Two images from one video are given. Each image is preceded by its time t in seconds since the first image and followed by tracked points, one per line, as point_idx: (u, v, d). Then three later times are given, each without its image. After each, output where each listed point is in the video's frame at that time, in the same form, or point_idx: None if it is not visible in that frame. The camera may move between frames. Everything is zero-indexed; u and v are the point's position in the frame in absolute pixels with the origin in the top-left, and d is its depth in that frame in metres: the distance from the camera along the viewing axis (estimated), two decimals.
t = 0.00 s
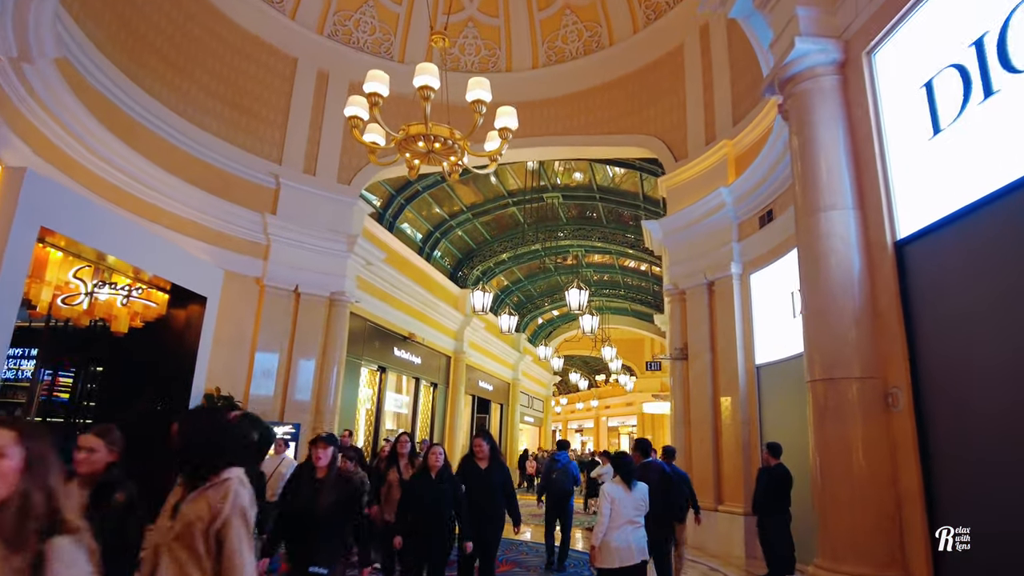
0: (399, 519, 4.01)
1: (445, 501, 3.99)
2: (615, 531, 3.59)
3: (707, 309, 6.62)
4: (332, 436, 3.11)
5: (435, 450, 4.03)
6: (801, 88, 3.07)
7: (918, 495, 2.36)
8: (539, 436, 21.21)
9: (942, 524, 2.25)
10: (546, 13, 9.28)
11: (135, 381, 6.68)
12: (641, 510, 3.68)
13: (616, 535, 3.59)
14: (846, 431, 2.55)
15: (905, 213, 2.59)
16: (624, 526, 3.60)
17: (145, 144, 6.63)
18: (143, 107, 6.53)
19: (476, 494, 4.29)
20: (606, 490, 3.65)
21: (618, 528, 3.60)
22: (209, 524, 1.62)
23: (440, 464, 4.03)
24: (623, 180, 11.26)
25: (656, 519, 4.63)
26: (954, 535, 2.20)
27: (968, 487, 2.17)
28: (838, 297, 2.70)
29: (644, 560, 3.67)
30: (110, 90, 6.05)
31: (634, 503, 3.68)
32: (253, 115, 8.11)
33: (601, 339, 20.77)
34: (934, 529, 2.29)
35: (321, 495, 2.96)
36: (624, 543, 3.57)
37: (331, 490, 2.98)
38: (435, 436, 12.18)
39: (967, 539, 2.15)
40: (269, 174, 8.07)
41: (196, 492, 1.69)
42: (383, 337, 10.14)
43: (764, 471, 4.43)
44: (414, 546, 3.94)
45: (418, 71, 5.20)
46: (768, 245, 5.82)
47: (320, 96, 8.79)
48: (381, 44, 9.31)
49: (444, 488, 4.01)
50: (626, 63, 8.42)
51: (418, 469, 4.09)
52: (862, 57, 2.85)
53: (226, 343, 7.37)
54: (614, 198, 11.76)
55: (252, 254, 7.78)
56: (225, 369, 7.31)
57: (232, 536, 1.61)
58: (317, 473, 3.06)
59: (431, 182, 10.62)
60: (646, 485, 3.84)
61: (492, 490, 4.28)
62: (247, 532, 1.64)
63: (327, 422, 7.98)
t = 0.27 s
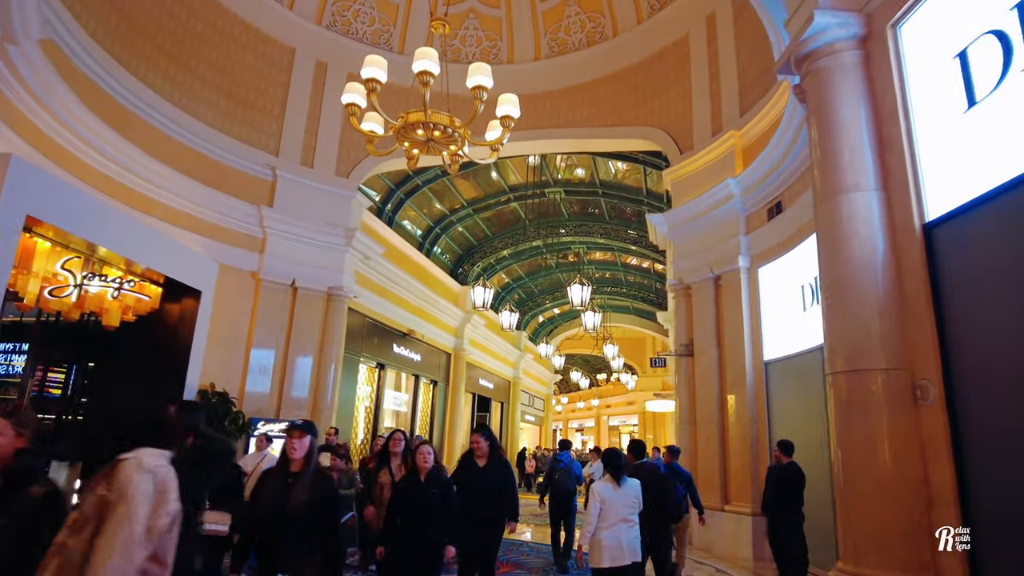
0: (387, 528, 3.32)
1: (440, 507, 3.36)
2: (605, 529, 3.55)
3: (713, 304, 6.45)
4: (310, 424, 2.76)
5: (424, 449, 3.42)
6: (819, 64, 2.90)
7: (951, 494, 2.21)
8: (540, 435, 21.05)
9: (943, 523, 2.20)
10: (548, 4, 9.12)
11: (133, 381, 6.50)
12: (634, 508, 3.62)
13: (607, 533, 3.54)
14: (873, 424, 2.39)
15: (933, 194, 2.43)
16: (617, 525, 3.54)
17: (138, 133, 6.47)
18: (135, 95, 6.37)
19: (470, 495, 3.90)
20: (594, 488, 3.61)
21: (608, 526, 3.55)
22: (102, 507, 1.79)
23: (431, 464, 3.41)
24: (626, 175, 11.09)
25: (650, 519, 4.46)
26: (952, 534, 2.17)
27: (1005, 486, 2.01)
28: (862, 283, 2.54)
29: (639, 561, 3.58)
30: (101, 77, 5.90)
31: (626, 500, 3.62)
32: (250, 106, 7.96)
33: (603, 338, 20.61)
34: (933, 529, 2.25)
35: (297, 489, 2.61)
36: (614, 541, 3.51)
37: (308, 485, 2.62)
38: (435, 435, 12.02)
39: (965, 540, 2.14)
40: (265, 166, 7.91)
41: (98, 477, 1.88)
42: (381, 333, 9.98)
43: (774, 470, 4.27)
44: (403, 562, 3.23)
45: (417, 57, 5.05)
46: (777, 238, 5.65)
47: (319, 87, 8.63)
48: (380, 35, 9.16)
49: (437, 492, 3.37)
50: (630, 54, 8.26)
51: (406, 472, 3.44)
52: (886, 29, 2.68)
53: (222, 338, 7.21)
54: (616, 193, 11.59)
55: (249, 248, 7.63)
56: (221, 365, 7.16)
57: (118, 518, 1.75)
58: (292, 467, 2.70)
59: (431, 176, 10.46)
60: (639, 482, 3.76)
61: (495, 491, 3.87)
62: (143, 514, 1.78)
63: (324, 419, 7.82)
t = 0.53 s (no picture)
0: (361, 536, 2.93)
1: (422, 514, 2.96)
2: (599, 531, 3.40)
3: (717, 302, 6.30)
4: (263, 426, 2.28)
5: (405, 447, 2.98)
6: (837, 48, 2.74)
7: (982, 500, 2.05)
8: (538, 435, 20.89)
9: (942, 522, 2.14)
10: None
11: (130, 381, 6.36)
12: (629, 511, 3.48)
13: (602, 537, 3.39)
14: (895, 429, 2.24)
15: (963, 183, 2.27)
16: (610, 527, 3.40)
17: (127, 125, 6.30)
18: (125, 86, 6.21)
19: (457, 498, 3.52)
20: (587, 492, 3.47)
21: (601, 528, 3.41)
22: None
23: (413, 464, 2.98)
24: (627, 172, 10.94)
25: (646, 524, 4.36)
26: (952, 533, 2.12)
27: None
28: (883, 278, 2.39)
29: (636, 568, 3.42)
30: (88, 66, 5.73)
31: (620, 503, 3.48)
32: (245, 100, 7.80)
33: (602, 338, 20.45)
34: (933, 530, 2.15)
35: (247, 505, 2.14)
36: (610, 546, 3.36)
37: (259, 499, 2.14)
38: (432, 435, 11.86)
39: (969, 539, 2.09)
40: (260, 160, 7.75)
41: None
42: (378, 332, 9.82)
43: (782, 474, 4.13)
44: None
45: (414, 46, 4.88)
46: (784, 235, 5.50)
47: (316, 81, 8.48)
48: (379, 29, 9.01)
49: (417, 497, 2.97)
50: (633, 48, 8.10)
51: (385, 471, 3.05)
52: (911, 9, 2.52)
53: (214, 336, 7.04)
54: (617, 191, 11.43)
55: (243, 243, 7.47)
56: (213, 363, 6.99)
57: None
58: (243, 478, 2.23)
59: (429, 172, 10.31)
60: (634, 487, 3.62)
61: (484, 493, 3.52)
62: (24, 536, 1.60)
63: (318, 419, 7.65)
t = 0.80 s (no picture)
0: (327, 547, 2.61)
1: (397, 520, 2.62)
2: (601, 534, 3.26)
3: (717, 299, 6.16)
4: (174, 418, 1.91)
5: (377, 449, 2.67)
6: (849, 25, 2.58)
7: (1011, 505, 1.91)
8: (534, 435, 20.74)
9: (940, 522, 2.00)
10: None
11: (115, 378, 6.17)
12: (631, 516, 3.32)
13: (602, 541, 3.24)
14: (913, 425, 2.09)
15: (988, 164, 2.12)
16: (610, 531, 3.25)
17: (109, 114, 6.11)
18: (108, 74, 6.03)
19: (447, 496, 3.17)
20: (589, 494, 3.37)
21: (602, 532, 3.26)
22: None
23: (386, 468, 2.67)
24: (625, 168, 10.79)
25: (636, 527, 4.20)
26: (951, 533, 1.98)
27: None
28: (900, 266, 2.24)
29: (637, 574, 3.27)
30: (67, 52, 5.55)
31: (622, 507, 3.33)
32: (234, 92, 7.62)
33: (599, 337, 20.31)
34: (932, 529, 2.01)
35: (145, 514, 1.75)
36: (609, 550, 3.21)
37: (162, 505, 1.77)
38: (426, 434, 11.68)
39: (969, 539, 1.96)
40: (249, 153, 7.58)
41: None
42: (371, 329, 9.65)
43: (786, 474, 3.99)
44: None
45: (406, 32, 4.73)
46: (786, 229, 5.36)
47: (307, 73, 8.30)
48: (372, 21, 8.84)
49: (388, 507, 2.61)
50: (631, 40, 7.96)
51: (354, 474, 2.70)
52: None
53: (200, 332, 6.86)
54: (614, 187, 11.28)
55: (231, 238, 7.29)
56: (199, 360, 6.81)
57: None
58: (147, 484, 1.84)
59: (423, 167, 10.15)
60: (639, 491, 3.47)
61: (475, 494, 3.26)
62: None
63: (308, 418, 7.46)
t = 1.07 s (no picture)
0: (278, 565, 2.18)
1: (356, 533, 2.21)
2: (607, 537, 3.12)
3: (718, 296, 5.99)
4: (49, 421, 1.34)
5: (342, 451, 2.29)
6: None
7: None
8: (531, 436, 20.54)
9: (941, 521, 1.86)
10: None
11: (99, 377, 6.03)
12: (638, 518, 3.18)
13: (608, 543, 3.12)
14: (941, 429, 1.92)
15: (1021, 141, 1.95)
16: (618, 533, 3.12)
17: (93, 104, 5.92)
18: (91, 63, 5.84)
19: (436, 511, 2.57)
20: (597, 492, 3.20)
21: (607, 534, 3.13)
22: None
23: (350, 475, 2.28)
24: (623, 165, 10.62)
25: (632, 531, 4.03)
26: (951, 533, 1.84)
27: None
28: (924, 256, 2.07)
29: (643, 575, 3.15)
30: (46, 39, 5.37)
31: (630, 509, 3.19)
32: (223, 84, 7.43)
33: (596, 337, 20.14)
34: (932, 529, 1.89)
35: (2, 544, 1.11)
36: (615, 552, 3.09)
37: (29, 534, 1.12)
38: (421, 435, 11.49)
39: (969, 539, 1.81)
40: (239, 147, 7.39)
41: None
42: (364, 328, 9.47)
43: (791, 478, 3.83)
44: None
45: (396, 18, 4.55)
46: (790, 224, 5.19)
47: (299, 67, 8.12)
48: (365, 13, 8.66)
49: (351, 519, 2.21)
50: (629, 33, 7.79)
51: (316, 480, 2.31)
52: None
53: (187, 330, 6.67)
54: (612, 185, 11.10)
55: (219, 234, 7.10)
56: (186, 359, 6.62)
57: None
58: None
59: (418, 164, 9.97)
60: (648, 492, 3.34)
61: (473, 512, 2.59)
62: None
63: (297, 418, 7.27)
